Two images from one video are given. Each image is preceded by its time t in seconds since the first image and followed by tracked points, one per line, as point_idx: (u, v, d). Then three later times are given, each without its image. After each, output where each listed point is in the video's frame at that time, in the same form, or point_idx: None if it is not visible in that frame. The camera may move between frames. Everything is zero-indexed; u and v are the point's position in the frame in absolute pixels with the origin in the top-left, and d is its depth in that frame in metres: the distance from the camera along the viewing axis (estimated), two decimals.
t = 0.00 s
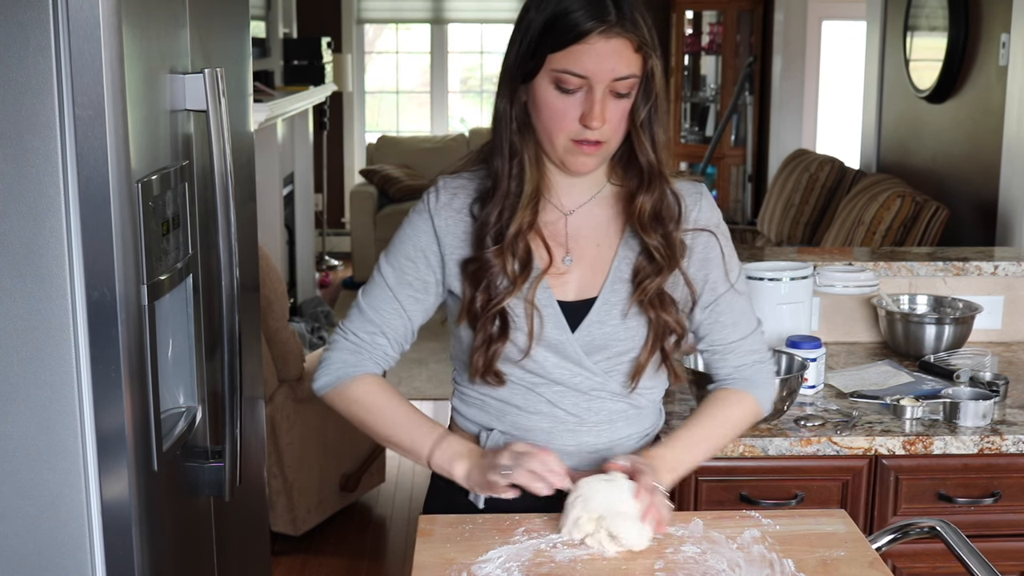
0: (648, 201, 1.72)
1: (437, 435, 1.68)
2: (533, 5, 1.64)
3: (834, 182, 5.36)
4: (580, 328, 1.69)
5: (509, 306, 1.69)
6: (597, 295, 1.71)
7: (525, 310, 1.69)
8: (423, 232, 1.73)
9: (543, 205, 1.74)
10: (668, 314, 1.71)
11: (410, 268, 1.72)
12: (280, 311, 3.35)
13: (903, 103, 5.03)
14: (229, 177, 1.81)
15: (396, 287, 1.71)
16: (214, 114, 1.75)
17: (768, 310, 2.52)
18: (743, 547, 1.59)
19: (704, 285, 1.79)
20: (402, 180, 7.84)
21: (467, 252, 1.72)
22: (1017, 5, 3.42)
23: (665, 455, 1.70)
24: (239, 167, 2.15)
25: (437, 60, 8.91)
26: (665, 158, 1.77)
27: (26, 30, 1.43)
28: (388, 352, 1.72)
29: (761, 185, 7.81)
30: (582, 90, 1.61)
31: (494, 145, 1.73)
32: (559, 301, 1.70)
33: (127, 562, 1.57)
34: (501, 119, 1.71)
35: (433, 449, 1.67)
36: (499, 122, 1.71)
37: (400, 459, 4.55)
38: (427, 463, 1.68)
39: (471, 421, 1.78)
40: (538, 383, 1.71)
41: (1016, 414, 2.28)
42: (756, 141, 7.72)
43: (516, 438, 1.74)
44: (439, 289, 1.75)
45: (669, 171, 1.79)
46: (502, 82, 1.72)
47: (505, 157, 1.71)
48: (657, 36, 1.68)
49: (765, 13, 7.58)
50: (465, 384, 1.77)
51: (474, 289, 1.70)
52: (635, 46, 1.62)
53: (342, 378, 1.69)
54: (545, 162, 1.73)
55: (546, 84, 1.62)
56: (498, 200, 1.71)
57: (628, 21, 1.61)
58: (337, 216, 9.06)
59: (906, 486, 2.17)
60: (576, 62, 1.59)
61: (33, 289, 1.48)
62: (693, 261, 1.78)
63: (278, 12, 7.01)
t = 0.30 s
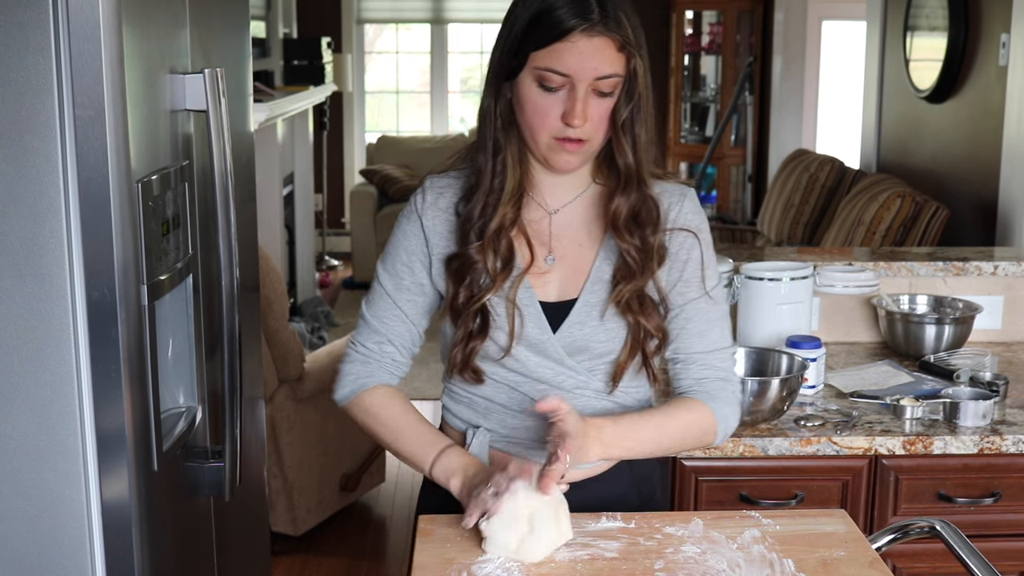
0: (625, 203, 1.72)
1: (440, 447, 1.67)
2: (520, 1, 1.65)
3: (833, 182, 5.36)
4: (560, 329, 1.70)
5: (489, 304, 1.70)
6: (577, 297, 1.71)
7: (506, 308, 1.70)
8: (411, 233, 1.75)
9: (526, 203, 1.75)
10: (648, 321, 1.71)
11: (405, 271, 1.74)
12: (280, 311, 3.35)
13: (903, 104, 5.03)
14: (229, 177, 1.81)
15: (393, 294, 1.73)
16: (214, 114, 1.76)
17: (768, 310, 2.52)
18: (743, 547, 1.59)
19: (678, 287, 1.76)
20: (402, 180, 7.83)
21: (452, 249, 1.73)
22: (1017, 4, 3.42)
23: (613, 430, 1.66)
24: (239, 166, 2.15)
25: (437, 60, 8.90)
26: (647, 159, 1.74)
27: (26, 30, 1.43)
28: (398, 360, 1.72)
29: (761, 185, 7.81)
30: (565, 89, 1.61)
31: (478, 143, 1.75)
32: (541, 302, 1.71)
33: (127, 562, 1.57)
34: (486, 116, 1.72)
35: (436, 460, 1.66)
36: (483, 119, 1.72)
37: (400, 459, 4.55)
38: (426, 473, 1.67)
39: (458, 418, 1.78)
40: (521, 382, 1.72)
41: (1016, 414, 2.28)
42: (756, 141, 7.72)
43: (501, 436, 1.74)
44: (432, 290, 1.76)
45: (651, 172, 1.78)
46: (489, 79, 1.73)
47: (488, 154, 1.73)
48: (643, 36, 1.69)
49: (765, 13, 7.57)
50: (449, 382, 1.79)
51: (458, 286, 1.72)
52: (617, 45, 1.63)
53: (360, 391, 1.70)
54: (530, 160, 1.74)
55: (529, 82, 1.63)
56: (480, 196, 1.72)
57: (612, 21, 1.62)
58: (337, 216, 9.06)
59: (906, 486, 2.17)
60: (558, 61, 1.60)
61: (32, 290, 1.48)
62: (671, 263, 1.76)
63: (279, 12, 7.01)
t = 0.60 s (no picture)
0: (618, 200, 1.74)
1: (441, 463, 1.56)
2: None
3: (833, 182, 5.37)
4: (570, 331, 1.70)
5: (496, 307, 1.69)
6: (584, 298, 1.72)
7: (515, 315, 1.69)
8: (410, 245, 1.72)
9: (524, 204, 1.75)
10: (654, 318, 1.73)
11: (414, 290, 1.70)
12: (280, 311, 3.35)
13: (903, 103, 5.03)
14: (229, 178, 1.81)
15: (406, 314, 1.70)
16: (214, 114, 1.76)
17: (768, 310, 2.52)
18: (744, 547, 1.59)
19: (683, 283, 1.81)
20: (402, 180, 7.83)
21: (454, 256, 1.71)
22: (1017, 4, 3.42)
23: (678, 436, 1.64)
24: (239, 166, 2.15)
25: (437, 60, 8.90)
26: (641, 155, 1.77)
27: (26, 30, 1.43)
28: (426, 386, 1.69)
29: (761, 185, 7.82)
30: (559, 86, 1.61)
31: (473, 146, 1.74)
32: (549, 305, 1.71)
33: (127, 563, 1.57)
34: (480, 117, 1.72)
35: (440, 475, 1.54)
36: (477, 120, 1.72)
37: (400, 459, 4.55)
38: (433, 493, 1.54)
39: (462, 419, 1.77)
40: (531, 385, 1.71)
41: (1015, 414, 2.28)
42: (756, 141, 7.72)
43: (507, 436, 1.73)
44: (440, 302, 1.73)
45: (646, 167, 1.79)
46: (481, 78, 1.73)
47: (483, 155, 1.73)
48: (636, 32, 1.69)
49: (765, 13, 7.57)
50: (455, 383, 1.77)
51: (462, 292, 1.69)
52: (611, 41, 1.63)
53: (388, 426, 1.65)
54: (525, 160, 1.74)
55: (524, 81, 1.62)
56: (478, 201, 1.71)
57: (604, 17, 1.61)
58: (337, 216, 9.06)
59: (906, 485, 2.17)
60: (553, 58, 1.59)
61: (33, 291, 1.49)
62: (676, 259, 1.80)
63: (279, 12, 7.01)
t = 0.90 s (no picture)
0: (632, 201, 1.74)
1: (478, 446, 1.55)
2: (517, 3, 1.65)
3: (834, 182, 5.37)
4: (577, 332, 1.70)
5: (504, 309, 1.69)
6: (592, 299, 1.71)
7: (522, 315, 1.69)
8: (422, 244, 1.71)
9: (533, 206, 1.76)
10: (662, 319, 1.72)
11: (428, 291, 1.69)
12: (280, 310, 3.35)
13: (903, 103, 5.03)
14: (229, 177, 1.81)
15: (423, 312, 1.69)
16: (214, 113, 1.76)
17: (768, 310, 2.52)
18: (745, 547, 1.59)
19: (692, 287, 1.80)
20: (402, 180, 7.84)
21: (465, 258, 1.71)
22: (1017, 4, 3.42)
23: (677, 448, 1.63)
24: (239, 166, 2.15)
25: (437, 60, 8.91)
26: (651, 157, 1.76)
27: (27, 30, 1.43)
28: (444, 380, 1.68)
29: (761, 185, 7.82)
30: (567, 87, 1.61)
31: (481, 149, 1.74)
32: (557, 307, 1.70)
33: (127, 563, 1.57)
34: (488, 119, 1.72)
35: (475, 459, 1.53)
36: (486, 123, 1.72)
37: (400, 460, 4.55)
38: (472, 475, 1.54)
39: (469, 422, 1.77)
40: (537, 386, 1.71)
41: (1015, 414, 2.28)
42: (757, 141, 7.73)
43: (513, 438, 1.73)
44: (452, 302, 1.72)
45: (656, 171, 1.79)
46: (489, 82, 1.73)
47: (492, 158, 1.73)
48: (644, 32, 1.69)
49: (765, 13, 7.58)
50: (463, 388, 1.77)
51: (469, 293, 1.68)
52: (618, 42, 1.63)
53: (411, 424, 1.62)
54: (534, 162, 1.74)
55: (531, 82, 1.63)
56: (488, 203, 1.71)
57: (611, 18, 1.61)
58: (337, 216, 9.06)
59: (906, 486, 2.17)
60: (560, 59, 1.60)
61: (32, 291, 1.48)
62: (684, 261, 1.80)
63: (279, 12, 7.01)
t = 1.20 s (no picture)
0: (641, 206, 1.73)
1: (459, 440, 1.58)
2: (532, 4, 1.66)
3: (834, 182, 5.37)
4: (585, 330, 1.69)
5: (512, 306, 1.69)
6: (602, 299, 1.71)
7: (529, 310, 1.69)
8: (429, 234, 1.73)
9: (545, 206, 1.76)
10: (671, 322, 1.71)
11: (425, 279, 1.71)
12: (280, 311, 3.35)
13: (903, 103, 5.03)
14: (229, 177, 1.81)
15: (413, 296, 1.69)
16: (214, 114, 1.76)
17: (768, 310, 2.52)
18: (744, 547, 1.59)
19: (703, 288, 1.78)
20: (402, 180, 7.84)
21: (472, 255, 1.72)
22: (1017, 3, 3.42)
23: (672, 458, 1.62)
24: (239, 166, 2.15)
25: (437, 60, 8.91)
26: (663, 159, 1.75)
27: (26, 31, 1.43)
28: (414, 364, 1.67)
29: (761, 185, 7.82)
30: (578, 89, 1.61)
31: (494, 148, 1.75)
32: (566, 304, 1.70)
33: (127, 564, 1.57)
34: (502, 120, 1.73)
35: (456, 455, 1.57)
36: (499, 123, 1.73)
37: (400, 459, 4.55)
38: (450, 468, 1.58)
39: (477, 422, 1.77)
40: (545, 386, 1.71)
41: (1015, 414, 2.28)
42: (757, 141, 7.73)
43: (522, 439, 1.73)
44: (451, 295, 1.73)
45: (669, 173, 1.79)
46: (503, 84, 1.73)
47: (504, 159, 1.73)
48: (658, 34, 1.68)
49: (765, 13, 7.58)
50: (470, 388, 1.77)
51: (477, 291, 1.70)
52: (630, 43, 1.62)
53: (372, 395, 1.63)
54: (548, 164, 1.74)
55: (542, 83, 1.63)
56: (498, 200, 1.72)
57: (623, 19, 1.61)
58: (337, 216, 9.06)
59: (906, 486, 2.17)
60: (571, 60, 1.60)
61: (32, 291, 1.48)
62: (697, 262, 1.78)
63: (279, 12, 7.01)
